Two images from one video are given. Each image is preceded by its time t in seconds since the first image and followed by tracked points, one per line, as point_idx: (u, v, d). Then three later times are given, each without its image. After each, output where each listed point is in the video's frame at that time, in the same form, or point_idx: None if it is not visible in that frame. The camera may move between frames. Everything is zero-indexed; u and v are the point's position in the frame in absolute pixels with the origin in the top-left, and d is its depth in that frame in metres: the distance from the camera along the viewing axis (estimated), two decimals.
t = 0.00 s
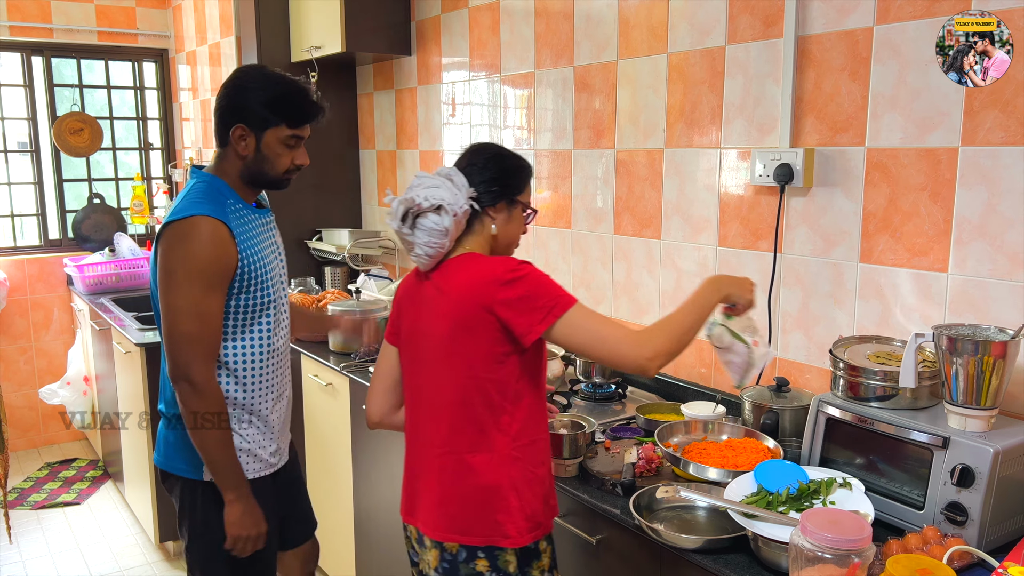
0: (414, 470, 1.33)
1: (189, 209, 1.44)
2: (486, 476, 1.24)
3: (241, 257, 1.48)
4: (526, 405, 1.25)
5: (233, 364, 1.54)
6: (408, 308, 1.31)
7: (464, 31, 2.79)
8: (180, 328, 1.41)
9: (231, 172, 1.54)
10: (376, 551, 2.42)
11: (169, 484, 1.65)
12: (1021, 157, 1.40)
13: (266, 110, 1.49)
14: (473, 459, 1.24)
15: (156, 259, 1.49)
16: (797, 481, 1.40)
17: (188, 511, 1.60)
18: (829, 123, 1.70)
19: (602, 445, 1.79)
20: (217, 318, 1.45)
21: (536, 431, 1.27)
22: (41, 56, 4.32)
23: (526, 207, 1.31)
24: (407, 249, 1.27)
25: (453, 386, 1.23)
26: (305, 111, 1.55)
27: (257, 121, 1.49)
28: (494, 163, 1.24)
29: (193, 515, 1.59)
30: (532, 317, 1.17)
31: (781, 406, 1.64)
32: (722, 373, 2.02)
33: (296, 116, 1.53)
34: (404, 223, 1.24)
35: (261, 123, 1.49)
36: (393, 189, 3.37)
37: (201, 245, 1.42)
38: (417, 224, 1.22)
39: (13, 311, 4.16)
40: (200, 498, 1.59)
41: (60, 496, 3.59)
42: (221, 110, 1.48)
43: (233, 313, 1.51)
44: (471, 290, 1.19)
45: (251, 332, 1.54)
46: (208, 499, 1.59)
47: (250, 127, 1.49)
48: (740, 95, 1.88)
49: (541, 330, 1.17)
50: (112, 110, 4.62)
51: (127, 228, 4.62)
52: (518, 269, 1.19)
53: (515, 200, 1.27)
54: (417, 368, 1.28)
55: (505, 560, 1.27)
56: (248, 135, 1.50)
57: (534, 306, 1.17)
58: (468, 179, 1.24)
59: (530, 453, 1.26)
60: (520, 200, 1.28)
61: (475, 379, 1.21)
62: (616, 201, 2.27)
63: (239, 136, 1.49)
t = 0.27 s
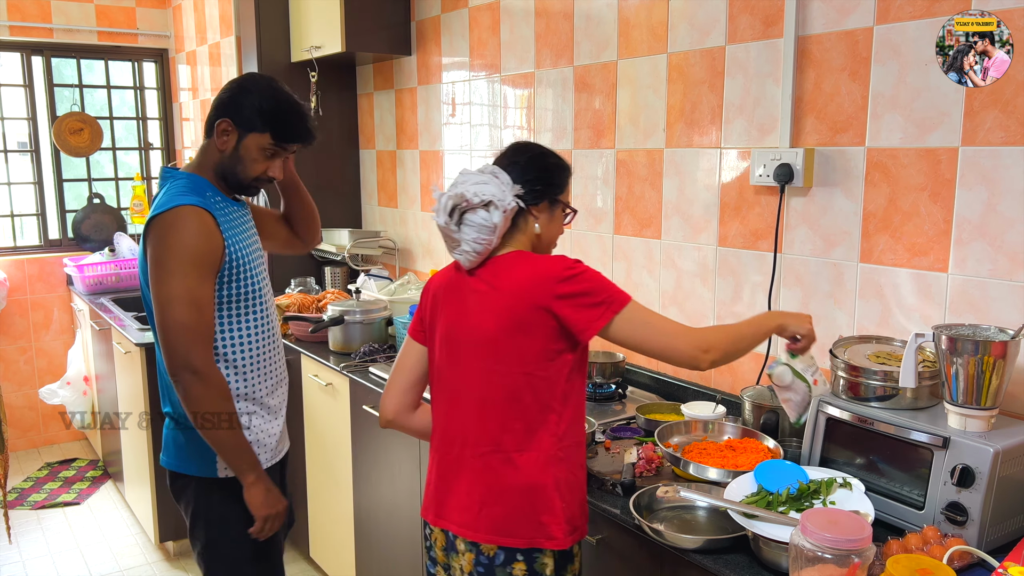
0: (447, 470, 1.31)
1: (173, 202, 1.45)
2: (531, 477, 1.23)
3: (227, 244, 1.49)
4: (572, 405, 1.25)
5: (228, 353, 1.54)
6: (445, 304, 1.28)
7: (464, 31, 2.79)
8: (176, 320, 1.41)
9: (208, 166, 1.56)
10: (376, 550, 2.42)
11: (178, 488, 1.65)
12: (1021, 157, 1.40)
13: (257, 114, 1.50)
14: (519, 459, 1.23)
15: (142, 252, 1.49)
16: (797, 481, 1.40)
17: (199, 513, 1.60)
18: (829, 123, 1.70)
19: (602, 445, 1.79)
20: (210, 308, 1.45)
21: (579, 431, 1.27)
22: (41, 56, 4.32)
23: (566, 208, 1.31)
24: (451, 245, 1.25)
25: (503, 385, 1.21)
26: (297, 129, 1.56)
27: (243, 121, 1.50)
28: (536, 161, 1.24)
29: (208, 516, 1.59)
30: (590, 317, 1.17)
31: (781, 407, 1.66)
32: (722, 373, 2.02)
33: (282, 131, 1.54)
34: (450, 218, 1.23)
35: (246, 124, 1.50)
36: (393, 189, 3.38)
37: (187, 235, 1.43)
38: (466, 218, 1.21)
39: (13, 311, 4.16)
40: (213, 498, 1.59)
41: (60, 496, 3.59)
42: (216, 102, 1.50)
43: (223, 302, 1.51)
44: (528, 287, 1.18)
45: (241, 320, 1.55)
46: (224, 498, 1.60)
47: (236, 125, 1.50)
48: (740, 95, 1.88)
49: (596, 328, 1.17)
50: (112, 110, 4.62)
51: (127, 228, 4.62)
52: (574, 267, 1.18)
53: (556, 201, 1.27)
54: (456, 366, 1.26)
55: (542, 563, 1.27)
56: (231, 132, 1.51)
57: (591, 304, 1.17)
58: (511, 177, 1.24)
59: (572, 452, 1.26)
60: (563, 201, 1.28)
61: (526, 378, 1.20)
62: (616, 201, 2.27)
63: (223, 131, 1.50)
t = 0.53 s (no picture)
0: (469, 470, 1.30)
1: (174, 199, 1.52)
2: (560, 479, 1.23)
3: (229, 236, 1.56)
4: (600, 407, 1.26)
5: (235, 342, 1.61)
6: (474, 303, 1.26)
7: (464, 31, 2.79)
8: (186, 309, 1.49)
9: (207, 165, 1.62)
10: (377, 551, 2.42)
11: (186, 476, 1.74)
12: (1021, 157, 1.40)
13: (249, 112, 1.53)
14: (548, 460, 1.23)
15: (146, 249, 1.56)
16: (797, 481, 1.40)
17: (209, 497, 1.70)
18: (829, 123, 1.70)
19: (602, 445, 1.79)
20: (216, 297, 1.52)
21: (604, 433, 1.28)
22: (41, 56, 4.32)
23: (593, 211, 1.32)
24: (483, 243, 1.24)
25: (538, 385, 1.21)
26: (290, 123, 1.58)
27: (236, 120, 1.53)
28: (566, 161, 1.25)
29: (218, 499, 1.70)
30: (629, 320, 1.19)
31: (782, 407, 1.65)
32: (722, 373, 2.02)
33: (274, 125, 1.57)
34: (485, 215, 1.23)
35: (238, 123, 1.54)
36: (393, 189, 3.38)
37: (189, 230, 1.49)
38: (503, 216, 1.21)
39: (13, 311, 4.16)
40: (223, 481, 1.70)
41: (60, 496, 3.59)
42: (207, 103, 1.54)
43: (228, 293, 1.58)
44: (570, 288, 1.18)
45: (247, 309, 1.62)
46: (232, 481, 1.71)
47: (228, 124, 1.54)
48: (740, 96, 1.88)
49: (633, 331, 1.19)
50: (112, 110, 4.63)
51: (127, 228, 4.62)
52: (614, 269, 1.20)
53: (585, 203, 1.28)
54: (486, 365, 1.25)
55: (565, 567, 1.28)
56: (224, 131, 1.54)
57: (630, 307, 1.19)
58: (542, 178, 1.25)
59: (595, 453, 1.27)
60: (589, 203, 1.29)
61: (561, 378, 1.21)
62: (616, 201, 2.27)
63: (216, 131, 1.54)
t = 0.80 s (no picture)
0: (478, 471, 1.29)
1: (181, 196, 1.58)
2: (571, 480, 1.23)
3: (232, 234, 1.61)
4: (610, 409, 1.27)
5: (236, 338, 1.65)
6: (484, 302, 1.26)
7: (464, 31, 2.79)
8: (188, 303, 1.55)
9: (213, 166, 1.67)
10: (377, 550, 2.43)
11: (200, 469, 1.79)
12: (1021, 157, 1.41)
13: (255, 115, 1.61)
14: (560, 462, 1.24)
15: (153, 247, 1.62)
16: (797, 481, 1.40)
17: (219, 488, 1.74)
18: (829, 123, 1.70)
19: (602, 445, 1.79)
20: (217, 292, 1.58)
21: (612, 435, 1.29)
22: (41, 56, 4.32)
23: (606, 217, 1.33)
24: (498, 244, 1.23)
25: (553, 386, 1.21)
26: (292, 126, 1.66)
27: (241, 121, 1.61)
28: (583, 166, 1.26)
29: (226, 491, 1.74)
30: (644, 323, 1.19)
31: (781, 406, 1.65)
32: (722, 373, 2.02)
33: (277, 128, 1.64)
34: (504, 215, 1.22)
35: (243, 124, 1.61)
36: (393, 189, 3.38)
37: (193, 225, 1.55)
38: (521, 216, 1.20)
39: (13, 311, 4.16)
40: (231, 474, 1.73)
41: (60, 496, 3.59)
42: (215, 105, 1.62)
43: (231, 289, 1.62)
44: (585, 290, 1.19)
45: (250, 305, 1.66)
46: (240, 474, 1.74)
47: (233, 125, 1.61)
48: (740, 96, 1.88)
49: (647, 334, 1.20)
50: (112, 110, 4.63)
51: (127, 228, 4.62)
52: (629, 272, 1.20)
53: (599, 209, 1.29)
54: (498, 366, 1.24)
55: (574, 570, 1.28)
56: (230, 132, 1.62)
57: (645, 310, 1.19)
58: (558, 181, 1.26)
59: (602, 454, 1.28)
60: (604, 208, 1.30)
61: (574, 380, 1.21)
62: (616, 201, 2.27)
63: (223, 131, 1.62)
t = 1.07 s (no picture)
0: (470, 471, 1.29)
1: (190, 193, 1.59)
2: (560, 481, 1.23)
3: (239, 231, 1.62)
4: (600, 411, 1.26)
5: (238, 334, 1.65)
6: (475, 302, 1.26)
7: (464, 31, 2.79)
8: (193, 296, 1.55)
9: (222, 166, 1.68)
10: (376, 550, 2.43)
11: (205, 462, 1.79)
12: (1021, 157, 1.41)
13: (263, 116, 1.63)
14: (550, 463, 1.23)
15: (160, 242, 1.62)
16: (797, 481, 1.40)
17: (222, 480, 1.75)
18: (829, 123, 1.70)
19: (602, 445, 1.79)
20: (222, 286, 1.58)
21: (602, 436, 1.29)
22: (41, 56, 4.32)
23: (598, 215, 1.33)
24: (487, 244, 1.24)
25: (542, 387, 1.21)
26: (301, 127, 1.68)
27: (252, 122, 1.62)
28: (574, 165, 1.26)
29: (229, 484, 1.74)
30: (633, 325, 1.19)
31: (781, 407, 1.64)
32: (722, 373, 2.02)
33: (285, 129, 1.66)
34: (492, 217, 1.22)
35: (254, 125, 1.63)
36: (393, 189, 3.38)
37: (200, 222, 1.55)
38: (510, 217, 1.20)
39: (13, 311, 4.16)
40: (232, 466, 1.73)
41: (60, 496, 3.59)
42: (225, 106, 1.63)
43: (235, 286, 1.62)
44: (575, 292, 1.18)
45: (256, 304, 1.67)
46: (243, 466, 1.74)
47: (243, 126, 1.63)
48: (740, 96, 1.88)
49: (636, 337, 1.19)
50: (112, 110, 4.63)
51: (127, 228, 4.62)
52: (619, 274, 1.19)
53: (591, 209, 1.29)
54: (488, 366, 1.24)
55: (566, 569, 1.28)
56: (241, 132, 1.63)
57: (634, 312, 1.18)
58: (549, 181, 1.25)
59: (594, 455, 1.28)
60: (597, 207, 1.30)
61: (564, 381, 1.20)
62: (616, 201, 2.27)
63: (233, 132, 1.63)
